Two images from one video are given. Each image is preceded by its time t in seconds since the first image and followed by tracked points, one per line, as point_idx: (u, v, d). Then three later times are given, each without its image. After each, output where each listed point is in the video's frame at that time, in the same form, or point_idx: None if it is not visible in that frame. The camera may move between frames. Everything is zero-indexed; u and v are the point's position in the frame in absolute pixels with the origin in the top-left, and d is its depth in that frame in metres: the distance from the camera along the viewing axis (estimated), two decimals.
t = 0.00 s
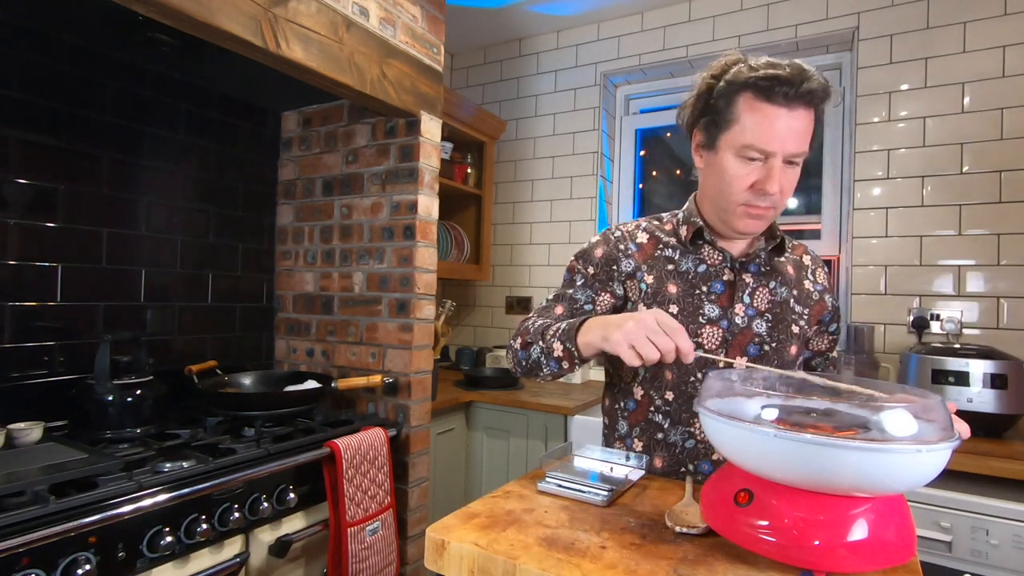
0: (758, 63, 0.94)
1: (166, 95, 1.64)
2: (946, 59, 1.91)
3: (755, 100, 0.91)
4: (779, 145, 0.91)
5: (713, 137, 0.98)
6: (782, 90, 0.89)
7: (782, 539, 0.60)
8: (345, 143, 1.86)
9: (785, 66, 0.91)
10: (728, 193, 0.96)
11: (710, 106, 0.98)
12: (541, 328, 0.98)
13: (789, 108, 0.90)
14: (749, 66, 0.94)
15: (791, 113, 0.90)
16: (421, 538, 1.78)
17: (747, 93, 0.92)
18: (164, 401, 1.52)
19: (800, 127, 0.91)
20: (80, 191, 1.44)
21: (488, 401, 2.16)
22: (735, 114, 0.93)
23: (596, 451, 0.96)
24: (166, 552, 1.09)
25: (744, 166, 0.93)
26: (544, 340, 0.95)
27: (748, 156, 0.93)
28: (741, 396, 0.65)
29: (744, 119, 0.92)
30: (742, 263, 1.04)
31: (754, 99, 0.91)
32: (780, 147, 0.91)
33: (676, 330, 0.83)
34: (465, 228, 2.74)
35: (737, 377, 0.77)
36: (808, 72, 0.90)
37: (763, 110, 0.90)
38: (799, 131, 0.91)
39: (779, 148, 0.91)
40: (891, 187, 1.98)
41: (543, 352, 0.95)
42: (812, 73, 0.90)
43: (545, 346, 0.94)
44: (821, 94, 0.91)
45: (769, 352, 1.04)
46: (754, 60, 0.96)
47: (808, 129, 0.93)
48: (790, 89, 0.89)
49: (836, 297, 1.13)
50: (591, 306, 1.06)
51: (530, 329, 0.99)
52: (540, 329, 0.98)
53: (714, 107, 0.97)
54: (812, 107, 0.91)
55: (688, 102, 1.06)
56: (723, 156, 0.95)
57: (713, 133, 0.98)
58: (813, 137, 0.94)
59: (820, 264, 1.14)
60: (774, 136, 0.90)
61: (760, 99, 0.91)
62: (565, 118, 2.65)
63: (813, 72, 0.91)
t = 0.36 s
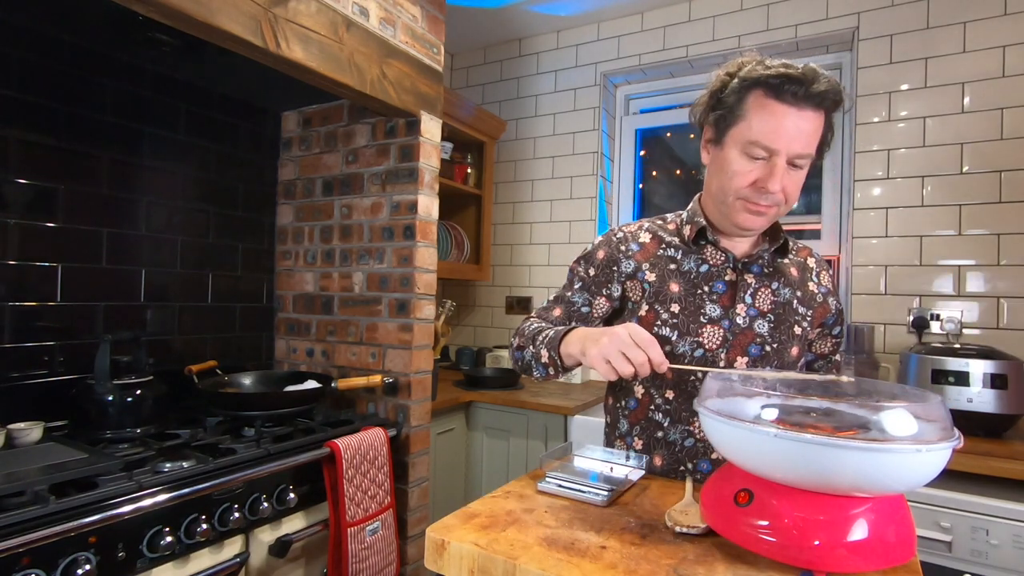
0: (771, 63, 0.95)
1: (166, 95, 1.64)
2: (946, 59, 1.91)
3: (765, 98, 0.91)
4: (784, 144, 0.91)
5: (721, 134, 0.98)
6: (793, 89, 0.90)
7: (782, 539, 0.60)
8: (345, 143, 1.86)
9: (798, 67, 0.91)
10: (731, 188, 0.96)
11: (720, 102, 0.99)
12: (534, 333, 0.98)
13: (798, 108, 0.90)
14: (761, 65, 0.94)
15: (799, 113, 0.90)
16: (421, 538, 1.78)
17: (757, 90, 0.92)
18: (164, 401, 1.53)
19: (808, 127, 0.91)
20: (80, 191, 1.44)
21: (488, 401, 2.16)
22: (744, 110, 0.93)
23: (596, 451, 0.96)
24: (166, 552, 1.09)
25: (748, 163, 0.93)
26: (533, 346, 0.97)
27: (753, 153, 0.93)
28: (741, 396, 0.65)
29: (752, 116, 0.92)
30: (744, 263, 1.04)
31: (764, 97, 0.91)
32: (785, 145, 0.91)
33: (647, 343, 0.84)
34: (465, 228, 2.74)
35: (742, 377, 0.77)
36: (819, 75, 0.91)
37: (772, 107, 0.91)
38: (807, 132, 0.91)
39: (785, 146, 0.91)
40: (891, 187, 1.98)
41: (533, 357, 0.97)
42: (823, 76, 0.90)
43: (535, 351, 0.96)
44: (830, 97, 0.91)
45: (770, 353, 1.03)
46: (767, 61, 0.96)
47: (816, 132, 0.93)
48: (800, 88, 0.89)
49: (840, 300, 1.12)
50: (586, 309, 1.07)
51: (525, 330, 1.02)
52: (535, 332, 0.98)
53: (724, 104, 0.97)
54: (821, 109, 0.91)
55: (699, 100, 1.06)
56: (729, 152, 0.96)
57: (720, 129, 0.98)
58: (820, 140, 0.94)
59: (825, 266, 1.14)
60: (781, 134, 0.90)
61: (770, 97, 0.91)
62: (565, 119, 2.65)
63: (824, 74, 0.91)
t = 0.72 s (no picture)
0: (781, 67, 0.92)
1: (166, 95, 1.64)
2: (946, 59, 1.91)
3: (775, 105, 0.90)
4: (792, 154, 0.90)
5: (728, 138, 0.96)
6: (805, 97, 0.88)
7: (782, 539, 0.60)
8: (345, 143, 1.86)
9: (809, 73, 0.90)
10: (736, 196, 0.95)
11: (728, 106, 0.97)
12: (531, 350, 1.03)
13: (807, 117, 0.89)
14: (771, 70, 0.92)
15: (809, 122, 0.89)
16: (421, 538, 1.78)
17: (767, 98, 0.90)
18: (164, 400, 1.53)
19: (817, 136, 0.90)
20: (80, 191, 1.44)
21: (487, 401, 2.16)
22: (753, 116, 0.91)
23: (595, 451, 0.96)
24: (166, 552, 1.09)
25: (755, 171, 0.93)
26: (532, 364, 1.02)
27: (760, 162, 0.92)
28: (741, 396, 0.64)
29: (762, 124, 0.91)
30: (742, 264, 1.04)
31: (774, 104, 0.89)
32: (794, 155, 0.90)
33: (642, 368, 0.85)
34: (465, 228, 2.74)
35: (743, 377, 0.77)
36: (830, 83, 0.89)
37: (781, 115, 0.89)
38: (815, 141, 0.90)
39: (793, 156, 0.90)
40: (891, 187, 1.98)
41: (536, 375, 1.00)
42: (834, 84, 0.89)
43: (537, 370, 0.99)
44: (841, 105, 0.90)
45: (769, 355, 1.04)
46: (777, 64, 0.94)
47: (824, 141, 0.92)
48: (813, 97, 0.87)
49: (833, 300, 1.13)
50: (585, 315, 1.07)
51: (533, 344, 1.04)
52: (536, 344, 1.03)
53: (731, 107, 0.95)
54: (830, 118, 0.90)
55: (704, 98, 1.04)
56: (735, 158, 0.94)
57: (726, 133, 0.96)
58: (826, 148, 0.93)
59: (819, 267, 1.14)
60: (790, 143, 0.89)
61: (780, 104, 0.89)
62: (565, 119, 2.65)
63: (835, 81, 0.89)
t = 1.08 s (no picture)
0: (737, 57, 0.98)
1: (165, 95, 1.64)
2: (946, 59, 1.91)
3: (735, 87, 0.94)
4: (759, 128, 0.92)
5: (699, 129, 0.99)
6: (760, 74, 0.92)
7: (782, 539, 0.60)
8: (345, 143, 1.86)
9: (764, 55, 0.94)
10: (713, 178, 0.95)
11: (694, 101, 1.01)
12: (546, 374, 1.05)
13: (768, 93, 0.92)
14: (728, 58, 0.97)
15: (769, 97, 0.92)
16: (421, 538, 1.78)
17: (726, 81, 0.95)
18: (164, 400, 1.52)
19: (782, 110, 0.92)
20: (80, 191, 1.44)
21: (487, 401, 2.16)
22: (716, 101, 0.95)
23: (595, 451, 0.95)
24: (166, 552, 1.09)
25: (726, 149, 0.94)
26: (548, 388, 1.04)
27: (730, 140, 0.93)
28: (741, 396, 0.64)
29: (726, 106, 0.94)
30: (737, 264, 1.03)
31: (734, 85, 0.94)
32: (761, 129, 0.92)
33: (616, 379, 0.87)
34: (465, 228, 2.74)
35: (743, 378, 0.77)
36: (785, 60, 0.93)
37: (741, 95, 0.93)
38: (782, 116, 0.92)
39: (761, 130, 0.92)
40: (891, 187, 1.98)
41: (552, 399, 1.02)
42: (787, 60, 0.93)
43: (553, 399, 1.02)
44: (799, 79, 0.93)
45: (768, 356, 1.03)
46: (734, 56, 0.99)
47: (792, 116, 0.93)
48: (767, 72, 0.92)
49: (833, 296, 1.12)
50: (591, 328, 1.11)
51: (550, 365, 1.06)
52: (549, 371, 1.05)
53: (698, 99, 0.99)
54: (792, 93, 0.93)
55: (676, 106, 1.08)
56: (707, 144, 0.96)
57: (697, 126, 1.00)
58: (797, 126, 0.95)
59: (821, 262, 1.13)
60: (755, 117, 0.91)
61: (739, 86, 0.93)
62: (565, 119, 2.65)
63: (792, 60, 0.93)
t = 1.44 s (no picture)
0: (737, 58, 0.94)
1: (165, 95, 1.64)
2: (946, 59, 1.91)
3: (735, 94, 0.91)
4: (759, 139, 0.90)
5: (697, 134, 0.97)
6: (761, 82, 0.89)
7: (782, 539, 0.60)
8: (345, 143, 1.86)
9: (764, 60, 0.90)
10: (711, 188, 0.95)
11: (691, 102, 0.98)
12: (541, 375, 1.06)
13: (768, 101, 0.89)
14: (729, 61, 0.93)
15: (770, 106, 0.89)
16: (421, 538, 1.78)
17: (726, 88, 0.92)
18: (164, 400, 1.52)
19: (783, 120, 0.89)
20: (80, 191, 1.44)
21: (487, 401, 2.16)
22: (715, 108, 0.93)
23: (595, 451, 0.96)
24: (166, 552, 1.09)
25: (725, 161, 0.93)
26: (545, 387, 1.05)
27: (729, 152, 0.92)
28: (741, 395, 0.64)
29: (724, 114, 0.92)
30: (732, 263, 1.03)
31: (734, 93, 0.91)
32: (761, 141, 0.90)
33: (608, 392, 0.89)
34: (465, 228, 2.74)
35: (743, 379, 0.77)
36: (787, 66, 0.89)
37: (741, 104, 0.90)
38: (782, 125, 0.90)
39: (760, 142, 0.90)
40: (891, 187, 1.98)
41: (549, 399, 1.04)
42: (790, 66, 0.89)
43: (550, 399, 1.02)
44: (800, 85, 0.90)
45: (763, 356, 1.03)
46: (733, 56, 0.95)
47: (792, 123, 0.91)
48: (768, 81, 0.89)
49: (829, 293, 1.12)
50: (587, 328, 1.11)
51: (547, 364, 1.07)
52: (544, 372, 1.06)
53: (697, 102, 0.97)
54: (794, 100, 0.90)
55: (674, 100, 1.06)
56: (704, 153, 0.95)
57: (694, 130, 0.98)
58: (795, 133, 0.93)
59: (817, 258, 1.12)
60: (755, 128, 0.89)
61: (738, 94, 0.90)
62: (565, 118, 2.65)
63: (794, 64, 0.90)
